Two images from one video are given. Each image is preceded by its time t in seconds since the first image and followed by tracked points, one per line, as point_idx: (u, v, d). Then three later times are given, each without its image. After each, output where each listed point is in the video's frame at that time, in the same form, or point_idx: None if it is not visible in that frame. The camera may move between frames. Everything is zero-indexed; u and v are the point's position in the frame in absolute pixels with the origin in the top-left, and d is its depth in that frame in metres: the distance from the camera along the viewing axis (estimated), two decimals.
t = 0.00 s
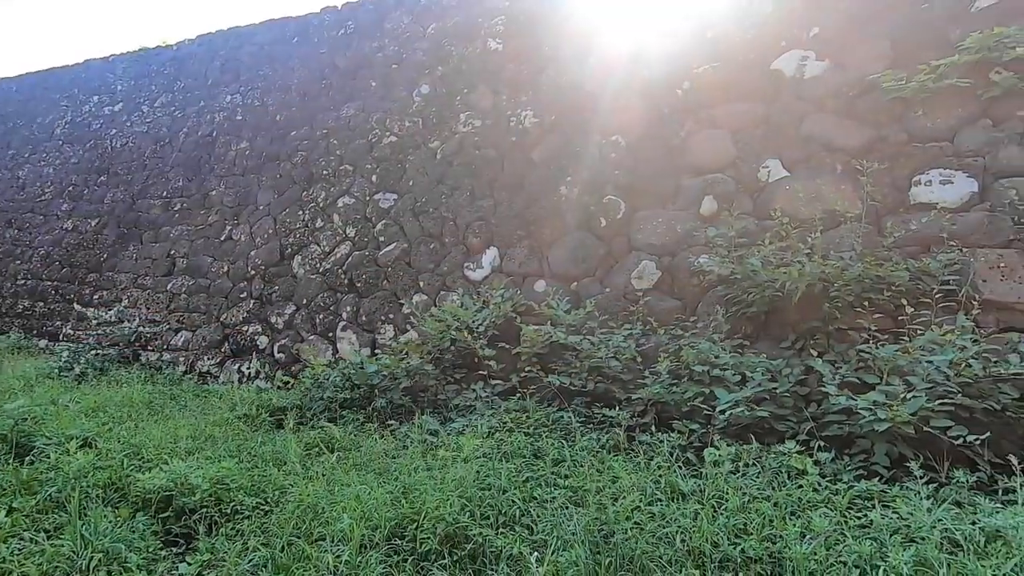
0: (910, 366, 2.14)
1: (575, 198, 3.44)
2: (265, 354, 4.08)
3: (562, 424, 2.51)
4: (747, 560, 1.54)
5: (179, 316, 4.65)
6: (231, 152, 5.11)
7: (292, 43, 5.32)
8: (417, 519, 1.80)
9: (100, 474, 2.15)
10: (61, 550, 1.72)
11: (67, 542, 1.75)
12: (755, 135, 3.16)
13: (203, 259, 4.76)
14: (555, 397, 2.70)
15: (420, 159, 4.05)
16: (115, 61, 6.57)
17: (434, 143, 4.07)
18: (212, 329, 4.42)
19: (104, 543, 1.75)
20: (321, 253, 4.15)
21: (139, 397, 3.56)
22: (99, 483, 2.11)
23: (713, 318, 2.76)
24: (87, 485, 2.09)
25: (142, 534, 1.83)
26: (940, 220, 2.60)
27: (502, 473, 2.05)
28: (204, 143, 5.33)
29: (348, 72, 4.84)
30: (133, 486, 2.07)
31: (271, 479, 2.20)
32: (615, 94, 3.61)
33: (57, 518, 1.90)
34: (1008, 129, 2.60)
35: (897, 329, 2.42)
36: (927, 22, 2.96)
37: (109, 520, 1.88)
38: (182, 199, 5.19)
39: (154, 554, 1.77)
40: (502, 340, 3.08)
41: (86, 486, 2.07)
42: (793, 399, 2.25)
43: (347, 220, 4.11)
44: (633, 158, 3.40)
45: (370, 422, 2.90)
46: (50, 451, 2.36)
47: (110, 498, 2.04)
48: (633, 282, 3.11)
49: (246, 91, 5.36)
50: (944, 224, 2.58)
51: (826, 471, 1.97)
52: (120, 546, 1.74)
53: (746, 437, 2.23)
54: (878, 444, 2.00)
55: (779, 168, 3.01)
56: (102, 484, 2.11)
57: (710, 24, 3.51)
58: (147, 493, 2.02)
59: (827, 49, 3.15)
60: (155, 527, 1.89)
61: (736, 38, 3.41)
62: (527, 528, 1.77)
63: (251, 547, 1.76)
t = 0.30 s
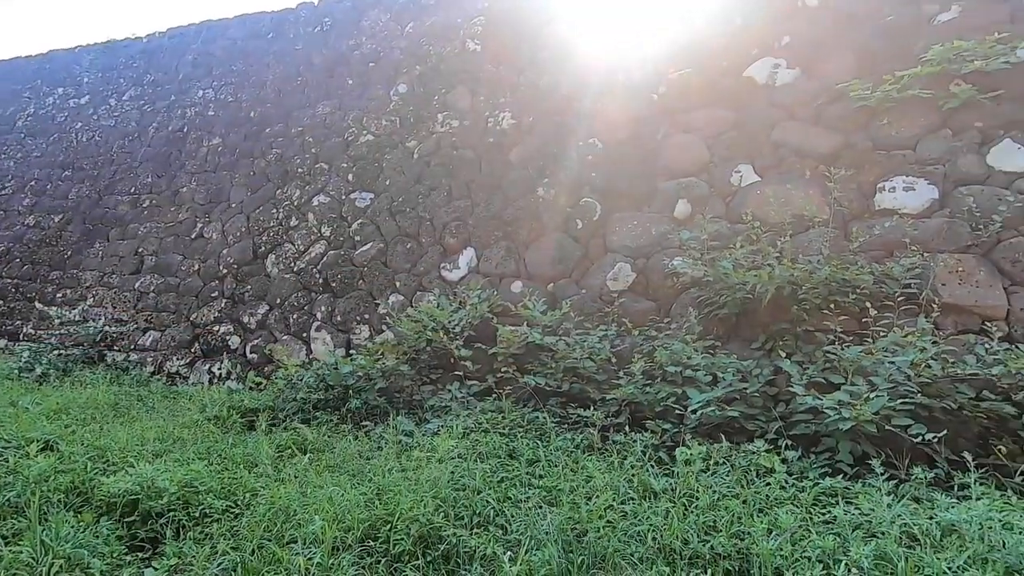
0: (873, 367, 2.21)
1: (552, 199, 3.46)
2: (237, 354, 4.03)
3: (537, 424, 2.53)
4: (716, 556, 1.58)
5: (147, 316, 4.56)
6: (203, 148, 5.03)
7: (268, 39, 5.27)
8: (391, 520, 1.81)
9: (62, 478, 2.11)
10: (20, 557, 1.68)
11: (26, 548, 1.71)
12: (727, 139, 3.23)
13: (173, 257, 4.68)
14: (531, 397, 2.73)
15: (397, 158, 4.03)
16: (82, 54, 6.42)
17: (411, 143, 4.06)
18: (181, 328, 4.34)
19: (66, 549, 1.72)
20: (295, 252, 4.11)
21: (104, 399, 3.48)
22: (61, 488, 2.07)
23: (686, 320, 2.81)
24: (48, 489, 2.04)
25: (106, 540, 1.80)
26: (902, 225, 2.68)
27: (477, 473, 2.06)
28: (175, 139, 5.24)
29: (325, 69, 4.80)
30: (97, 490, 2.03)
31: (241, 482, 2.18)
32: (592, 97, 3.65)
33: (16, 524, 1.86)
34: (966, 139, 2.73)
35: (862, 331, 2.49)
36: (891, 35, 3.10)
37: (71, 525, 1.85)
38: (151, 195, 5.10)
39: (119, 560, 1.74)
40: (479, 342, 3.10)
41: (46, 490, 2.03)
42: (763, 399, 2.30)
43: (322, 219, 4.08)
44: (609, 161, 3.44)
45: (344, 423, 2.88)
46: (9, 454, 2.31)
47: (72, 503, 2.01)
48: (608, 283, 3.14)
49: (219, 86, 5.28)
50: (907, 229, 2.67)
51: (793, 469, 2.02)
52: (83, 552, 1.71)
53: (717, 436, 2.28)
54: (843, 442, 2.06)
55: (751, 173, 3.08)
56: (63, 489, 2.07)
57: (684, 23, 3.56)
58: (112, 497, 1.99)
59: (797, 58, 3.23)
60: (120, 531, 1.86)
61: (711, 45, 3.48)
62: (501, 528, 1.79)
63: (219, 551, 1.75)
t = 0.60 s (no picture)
0: (838, 369, 2.27)
1: (528, 203, 3.48)
2: (206, 356, 3.97)
3: (512, 426, 2.55)
4: (684, 556, 1.62)
5: (113, 317, 4.46)
6: (173, 145, 4.94)
7: (241, 35, 5.21)
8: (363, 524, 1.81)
9: (19, 485, 2.07)
10: None
11: None
12: (700, 146, 3.28)
13: (141, 256, 4.59)
14: (505, 400, 2.74)
15: (373, 159, 4.02)
16: (46, 45, 6.27)
17: (387, 143, 4.05)
18: (148, 329, 4.26)
19: (23, 557, 1.67)
20: (268, 252, 4.06)
21: (66, 402, 3.40)
22: (17, 495, 2.02)
23: (659, 323, 2.85)
24: (4, 497, 2.00)
25: (65, 547, 1.76)
26: (867, 232, 2.76)
27: (451, 476, 2.07)
28: (143, 135, 5.13)
29: (301, 67, 4.76)
30: (57, 497, 1.99)
31: (209, 487, 2.15)
32: (568, 102, 3.68)
33: None
34: (927, 150, 2.84)
35: (828, 334, 2.56)
36: (856, 48, 3.21)
37: (29, 533, 1.80)
38: (117, 193, 4.99)
39: (79, 568, 1.71)
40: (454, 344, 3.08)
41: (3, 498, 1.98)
42: (732, 401, 2.35)
43: (296, 219, 4.04)
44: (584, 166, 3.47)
45: (317, 426, 2.86)
46: None
47: (30, 510, 1.96)
48: (583, 286, 3.16)
49: (191, 82, 5.20)
50: (871, 236, 2.75)
51: (760, 470, 2.08)
52: (41, 561, 1.67)
53: (688, 438, 2.32)
54: (808, 443, 2.13)
55: (723, 180, 3.13)
56: (20, 496, 2.02)
57: (662, 24, 3.62)
58: (72, 503, 1.95)
59: (768, 69, 3.32)
60: (81, 539, 1.82)
61: (685, 53, 3.54)
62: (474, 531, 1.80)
63: (185, 557, 1.73)
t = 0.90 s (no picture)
0: (800, 371, 2.33)
1: (502, 205, 3.49)
2: (170, 358, 3.88)
3: (482, 429, 2.55)
4: (649, 556, 1.65)
5: (70, 317, 4.33)
6: (136, 141, 4.83)
7: (209, 30, 5.14)
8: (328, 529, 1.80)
9: None
10: None
11: None
12: (671, 151, 3.33)
13: (102, 255, 4.47)
14: (476, 402, 2.75)
15: (345, 158, 3.98)
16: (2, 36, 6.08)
17: (360, 143, 4.02)
18: (109, 331, 4.15)
19: None
20: (235, 253, 3.99)
21: (20, 407, 3.29)
22: None
23: (629, 325, 2.88)
24: None
25: (14, 558, 1.71)
26: (829, 238, 2.84)
27: (419, 479, 2.07)
28: (105, 130, 5.00)
29: (272, 64, 4.70)
30: (6, 505, 1.93)
31: (169, 493, 2.11)
32: (542, 106, 3.71)
33: None
34: (886, 158, 2.93)
35: (791, 337, 2.62)
36: (822, 59, 3.30)
37: None
38: (77, 189, 4.85)
39: None
40: (425, 347, 3.06)
41: None
42: (700, 402, 2.40)
43: (265, 218, 3.98)
44: (559, 169, 3.49)
45: (285, 429, 2.83)
46: None
47: None
48: (555, 288, 3.17)
49: (156, 77, 5.09)
50: (834, 242, 2.82)
51: (725, 470, 2.13)
52: None
53: (656, 439, 2.36)
54: (772, 443, 2.19)
55: (693, 185, 3.19)
56: None
57: (649, 26, 3.64)
58: (23, 512, 1.89)
59: (736, 77, 3.39)
60: (31, 549, 1.77)
61: (659, 59, 3.59)
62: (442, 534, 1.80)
63: (142, 566, 1.71)
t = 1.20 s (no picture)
0: (761, 371, 2.39)
1: (471, 207, 3.47)
2: (125, 363, 3.78)
3: (449, 431, 2.55)
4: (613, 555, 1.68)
5: (19, 320, 4.17)
6: (91, 137, 4.67)
7: (170, 24, 5.04)
8: (288, 536, 1.77)
9: None
10: None
11: None
12: (638, 155, 3.36)
13: (52, 256, 4.31)
14: (443, 405, 2.76)
15: (311, 158, 3.93)
16: None
17: (326, 143, 3.98)
18: (60, 334, 4.01)
19: None
20: (196, 253, 3.90)
21: None
22: None
23: (595, 327, 2.90)
24: None
25: None
26: (789, 242, 2.91)
27: (382, 483, 2.06)
28: (57, 125, 4.84)
29: (235, 61, 4.63)
30: None
31: (120, 502, 2.06)
32: (512, 109, 3.73)
33: None
34: (843, 165, 3.03)
35: (753, 338, 2.68)
36: (782, 68, 3.40)
37: None
38: (26, 186, 4.67)
39: None
40: (392, 349, 3.04)
41: None
42: (665, 403, 2.45)
43: (227, 218, 3.90)
44: (528, 171, 3.51)
45: (246, 435, 2.78)
46: None
47: None
48: (523, 290, 3.17)
49: (112, 70, 4.95)
50: (793, 245, 2.90)
51: (689, 468, 2.20)
52: None
53: (621, 439, 2.40)
54: (734, 442, 2.26)
55: (659, 188, 3.23)
56: None
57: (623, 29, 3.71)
58: None
59: (702, 83, 3.46)
60: None
61: (627, 64, 3.64)
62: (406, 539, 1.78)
63: None
